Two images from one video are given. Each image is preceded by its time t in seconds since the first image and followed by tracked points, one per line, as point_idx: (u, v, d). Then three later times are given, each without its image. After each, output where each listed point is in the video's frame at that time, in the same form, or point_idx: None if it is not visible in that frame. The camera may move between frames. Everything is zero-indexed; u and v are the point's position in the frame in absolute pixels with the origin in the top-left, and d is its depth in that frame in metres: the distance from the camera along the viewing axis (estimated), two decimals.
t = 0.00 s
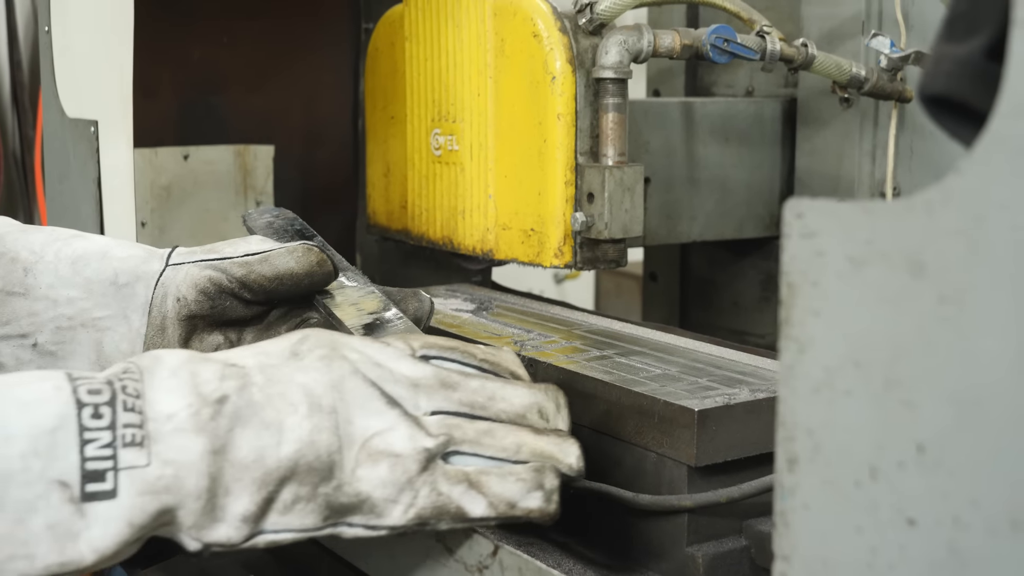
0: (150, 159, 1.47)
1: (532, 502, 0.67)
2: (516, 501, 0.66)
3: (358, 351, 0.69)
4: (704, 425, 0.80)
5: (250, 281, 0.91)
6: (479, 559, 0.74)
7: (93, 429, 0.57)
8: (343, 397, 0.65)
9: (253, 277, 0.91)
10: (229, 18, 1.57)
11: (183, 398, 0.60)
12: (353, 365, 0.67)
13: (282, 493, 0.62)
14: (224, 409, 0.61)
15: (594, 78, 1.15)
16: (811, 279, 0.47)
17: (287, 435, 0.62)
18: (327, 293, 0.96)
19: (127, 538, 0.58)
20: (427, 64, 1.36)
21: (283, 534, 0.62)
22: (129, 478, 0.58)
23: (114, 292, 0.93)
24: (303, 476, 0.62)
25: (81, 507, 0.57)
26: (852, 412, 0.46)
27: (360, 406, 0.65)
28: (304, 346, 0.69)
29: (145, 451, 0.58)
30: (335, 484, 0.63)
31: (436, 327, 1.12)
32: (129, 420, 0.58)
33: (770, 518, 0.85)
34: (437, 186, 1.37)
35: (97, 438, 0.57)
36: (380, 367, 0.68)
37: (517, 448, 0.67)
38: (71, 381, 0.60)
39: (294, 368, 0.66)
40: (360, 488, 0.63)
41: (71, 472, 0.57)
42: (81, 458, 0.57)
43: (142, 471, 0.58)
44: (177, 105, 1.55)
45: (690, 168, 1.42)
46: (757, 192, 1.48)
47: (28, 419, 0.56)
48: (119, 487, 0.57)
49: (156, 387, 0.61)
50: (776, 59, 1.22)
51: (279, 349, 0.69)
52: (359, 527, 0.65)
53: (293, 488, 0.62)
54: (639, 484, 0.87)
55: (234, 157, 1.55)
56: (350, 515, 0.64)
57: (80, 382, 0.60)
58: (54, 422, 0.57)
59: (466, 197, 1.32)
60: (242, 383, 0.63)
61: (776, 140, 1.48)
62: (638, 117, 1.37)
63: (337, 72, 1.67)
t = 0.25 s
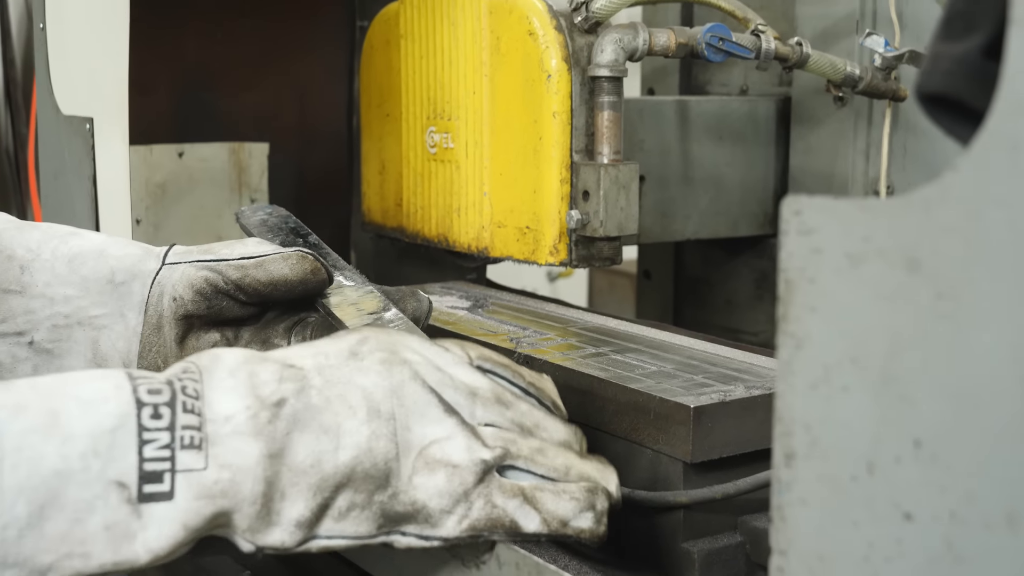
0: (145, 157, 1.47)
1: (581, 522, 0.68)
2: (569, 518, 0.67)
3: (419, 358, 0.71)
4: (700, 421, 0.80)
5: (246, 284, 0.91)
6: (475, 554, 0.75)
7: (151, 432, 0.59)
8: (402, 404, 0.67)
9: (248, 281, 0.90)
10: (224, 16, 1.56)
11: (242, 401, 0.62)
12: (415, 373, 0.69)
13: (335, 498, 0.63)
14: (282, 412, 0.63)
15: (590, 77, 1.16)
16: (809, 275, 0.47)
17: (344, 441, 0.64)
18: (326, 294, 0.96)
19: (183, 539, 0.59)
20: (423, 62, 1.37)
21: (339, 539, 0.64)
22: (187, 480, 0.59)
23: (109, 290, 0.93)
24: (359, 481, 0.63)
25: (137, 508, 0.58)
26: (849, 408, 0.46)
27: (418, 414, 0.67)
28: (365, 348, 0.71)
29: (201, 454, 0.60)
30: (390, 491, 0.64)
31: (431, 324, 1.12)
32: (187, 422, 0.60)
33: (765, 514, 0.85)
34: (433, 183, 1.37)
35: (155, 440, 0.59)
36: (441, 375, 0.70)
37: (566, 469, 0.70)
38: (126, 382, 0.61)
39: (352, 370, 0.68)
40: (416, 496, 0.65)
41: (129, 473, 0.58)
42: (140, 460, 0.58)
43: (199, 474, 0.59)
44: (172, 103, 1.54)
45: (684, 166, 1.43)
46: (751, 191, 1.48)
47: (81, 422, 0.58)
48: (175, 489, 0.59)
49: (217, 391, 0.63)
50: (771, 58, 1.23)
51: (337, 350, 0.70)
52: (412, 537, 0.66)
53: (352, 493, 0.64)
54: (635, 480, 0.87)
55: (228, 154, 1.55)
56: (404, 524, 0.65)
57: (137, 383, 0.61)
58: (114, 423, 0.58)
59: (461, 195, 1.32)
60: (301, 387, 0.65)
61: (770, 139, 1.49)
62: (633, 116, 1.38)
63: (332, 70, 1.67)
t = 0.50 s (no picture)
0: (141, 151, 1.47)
1: (579, 513, 0.68)
2: (567, 509, 0.68)
3: (415, 362, 0.73)
4: (697, 413, 0.81)
5: (244, 281, 0.91)
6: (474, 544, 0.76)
7: (153, 444, 0.61)
8: (396, 406, 0.68)
9: (246, 278, 0.90)
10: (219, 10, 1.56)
11: (238, 414, 0.64)
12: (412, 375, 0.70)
13: (333, 501, 0.64)
14: (277, 422, 0.64)
15: (586, 70, 1.16)
16: (807, 266, 0.48)
17: (339, 445, 0.65)
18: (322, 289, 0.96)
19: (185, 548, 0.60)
20: (419, 55, 1.37)
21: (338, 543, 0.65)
22: (187, 491, 0.60)
23: (107, 284, 0.92)
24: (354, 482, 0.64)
25: (140, 519, 0.59)
26: (847, 397, 0.47)
27: (414, 415, 0.68)
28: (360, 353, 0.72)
29: (199, 465, 0.61)
30: (387, 491, 0.65)
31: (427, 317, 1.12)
32: (188, 435, 0.62)
33: (761, 506, 0.86)
34: (429, 177, 1.38)
35: (157, 453, 0.60)
36: (437, 377, 0.72)
37: (561, 465, 0.71)
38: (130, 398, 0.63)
39: (347, 375, 0.69)
40: (413, 494, 0.65)
41: (132, 485, 0.59)
42: (142, 472, 0.60)
43: (198, 485, 0.61)
44: (168, 97, 1.54)
45: (679, 160, 1.43)
46: (746, 185, 1.49)
47: (83, 435, 0.60)
48: (177, 500, 0.60)
49: (216, 404, 0.64)
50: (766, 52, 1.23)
51: (331, 359, 0.72)
52: (412, 536, 0.66)
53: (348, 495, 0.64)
54: (632, 472, 0.87)
55: (224, 148, 1.55)
56: (404, 524, 0.66)
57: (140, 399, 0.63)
58: (117, 437, 0.60)
59: (457, 188, 1.32)
60: (295, 395, 0.66)
61: (765, 133, 1.49)
62: (628, 110, 1.38)
63: (328, 63, 1.66)
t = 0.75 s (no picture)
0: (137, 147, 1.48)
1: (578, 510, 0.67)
2: (565, 507, 0.67)
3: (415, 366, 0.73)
4: (695, 408, 0.81)
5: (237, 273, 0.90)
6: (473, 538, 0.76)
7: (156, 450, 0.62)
8: (394, 403, 0.68)
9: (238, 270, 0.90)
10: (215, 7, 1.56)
11: (238, 419, 0.65)
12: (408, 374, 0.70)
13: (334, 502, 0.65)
14: (276, 425, 0.65)
15: (583, 67, 1.16)
16: (808, 261, 0.48)
17: (338, 446, 0.66)
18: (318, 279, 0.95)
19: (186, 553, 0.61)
20: (416, 52, 1.37)
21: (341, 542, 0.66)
22: (188, 497, 0.62)
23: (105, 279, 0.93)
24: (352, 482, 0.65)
25: (144, 523, 0.61)
26: (847, 391, 0.47)
27: (412, 412, 0.68)
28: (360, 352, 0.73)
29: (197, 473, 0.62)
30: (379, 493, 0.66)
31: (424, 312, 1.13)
32: (191, 440, 0.63)
33: (758, 501, 0.87)
34: (425, 173, 1.38)
35: (160, 457, 0.62)
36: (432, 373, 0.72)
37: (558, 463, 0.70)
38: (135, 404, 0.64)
39: (343, 374, 0.70)
40: (413, 492, 0.66)
41: (135, 490, 0.61)
42: (147, 476, 0.61)
43: (200, 489, 0.62)
44: (164, 93, 1.54)
45: (675, 157, 1.44)
46: (742, 182, 1.49)
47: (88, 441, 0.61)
48: (179, 504, 0.62)
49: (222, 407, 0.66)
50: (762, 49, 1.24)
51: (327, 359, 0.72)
52: (413, 534, 0.67)
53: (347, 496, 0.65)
54: (629, 467, 0.88)
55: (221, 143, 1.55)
56: (404, 521, 0.66)
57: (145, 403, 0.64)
58: (122, 442, 0.61)
59: (454, 185, 1.33)
60: (294, 398, 0.67)
61: (760, 130, 1.50)
62: (624, 106, 1.38)
63: (324, 59, 1.66)
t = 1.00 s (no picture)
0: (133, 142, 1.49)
1: (546, 483, 0.67)
2: (530, 480, 0.67)
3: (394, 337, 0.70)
4: (694, 404, 0.81)
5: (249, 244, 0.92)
6: (474, 533, 0.76)
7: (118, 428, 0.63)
8: (353, 378, 0.66)
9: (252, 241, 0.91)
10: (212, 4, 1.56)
11: (197, 399, 0.63)
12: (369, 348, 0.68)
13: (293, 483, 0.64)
14: (235, 404, 0.63)
15: (581, 64, 1.16)
16: (811, 257, 0.48)
17: (296, 424, 0.64)
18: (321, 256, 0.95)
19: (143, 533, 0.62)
20: (413, 48, 1.37)
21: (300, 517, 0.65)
22: (151, 478, 0.62)
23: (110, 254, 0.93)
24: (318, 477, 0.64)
25: (106, 504, 0.62)
26: (851, 386, 0.47)
27: (372, 389, 0.66)
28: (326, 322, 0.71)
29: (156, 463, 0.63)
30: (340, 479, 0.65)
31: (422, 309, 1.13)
32: (154, 422, 0.63)
33: (757, 496, 0.87)
34: (423, 170, 1.38)
35: (122, 437, 0.62)
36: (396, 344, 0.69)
37: (534, 430, 0.68)
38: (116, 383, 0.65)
39: (299, 361, 0.67)
40: (373, 469, 0.65)
41: (97, 472, 0.61)
42: (108, 458, 0.62)
43: (159, 471, 0.62)
44: (161, 90, 1.54)
45: (672, 154, 1.44)
46: (739, 179, 1.50)
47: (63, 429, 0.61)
48: (141, 486, 0.62)
49: (179, 390, 0.64)
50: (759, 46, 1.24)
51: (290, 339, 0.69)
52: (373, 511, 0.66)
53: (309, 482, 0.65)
54: (629, 463, 0.88)
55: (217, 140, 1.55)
56: (365, 498, 0.66)
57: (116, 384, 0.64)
58: (82, 427, 0.62)
59: (451, 181, 1.33)
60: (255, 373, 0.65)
61: (757, 127, 1.50)
62: (621, 104, 1.38)
63: (320, 55, 1.65)
